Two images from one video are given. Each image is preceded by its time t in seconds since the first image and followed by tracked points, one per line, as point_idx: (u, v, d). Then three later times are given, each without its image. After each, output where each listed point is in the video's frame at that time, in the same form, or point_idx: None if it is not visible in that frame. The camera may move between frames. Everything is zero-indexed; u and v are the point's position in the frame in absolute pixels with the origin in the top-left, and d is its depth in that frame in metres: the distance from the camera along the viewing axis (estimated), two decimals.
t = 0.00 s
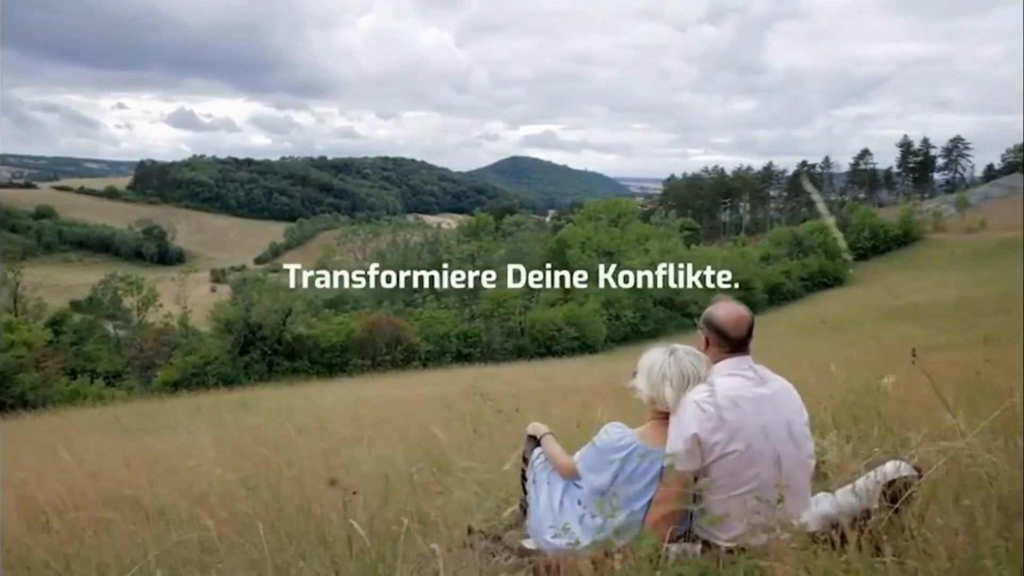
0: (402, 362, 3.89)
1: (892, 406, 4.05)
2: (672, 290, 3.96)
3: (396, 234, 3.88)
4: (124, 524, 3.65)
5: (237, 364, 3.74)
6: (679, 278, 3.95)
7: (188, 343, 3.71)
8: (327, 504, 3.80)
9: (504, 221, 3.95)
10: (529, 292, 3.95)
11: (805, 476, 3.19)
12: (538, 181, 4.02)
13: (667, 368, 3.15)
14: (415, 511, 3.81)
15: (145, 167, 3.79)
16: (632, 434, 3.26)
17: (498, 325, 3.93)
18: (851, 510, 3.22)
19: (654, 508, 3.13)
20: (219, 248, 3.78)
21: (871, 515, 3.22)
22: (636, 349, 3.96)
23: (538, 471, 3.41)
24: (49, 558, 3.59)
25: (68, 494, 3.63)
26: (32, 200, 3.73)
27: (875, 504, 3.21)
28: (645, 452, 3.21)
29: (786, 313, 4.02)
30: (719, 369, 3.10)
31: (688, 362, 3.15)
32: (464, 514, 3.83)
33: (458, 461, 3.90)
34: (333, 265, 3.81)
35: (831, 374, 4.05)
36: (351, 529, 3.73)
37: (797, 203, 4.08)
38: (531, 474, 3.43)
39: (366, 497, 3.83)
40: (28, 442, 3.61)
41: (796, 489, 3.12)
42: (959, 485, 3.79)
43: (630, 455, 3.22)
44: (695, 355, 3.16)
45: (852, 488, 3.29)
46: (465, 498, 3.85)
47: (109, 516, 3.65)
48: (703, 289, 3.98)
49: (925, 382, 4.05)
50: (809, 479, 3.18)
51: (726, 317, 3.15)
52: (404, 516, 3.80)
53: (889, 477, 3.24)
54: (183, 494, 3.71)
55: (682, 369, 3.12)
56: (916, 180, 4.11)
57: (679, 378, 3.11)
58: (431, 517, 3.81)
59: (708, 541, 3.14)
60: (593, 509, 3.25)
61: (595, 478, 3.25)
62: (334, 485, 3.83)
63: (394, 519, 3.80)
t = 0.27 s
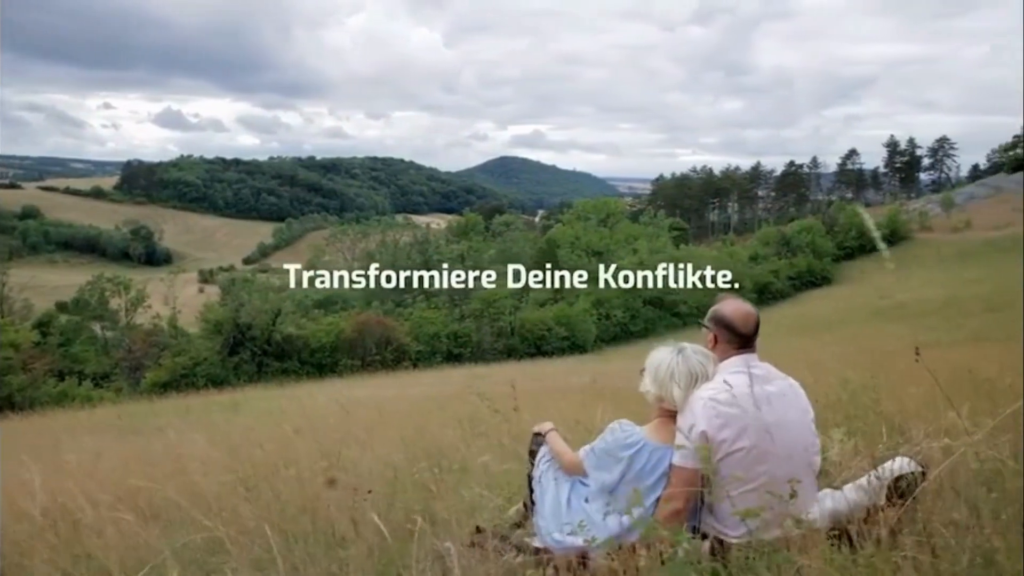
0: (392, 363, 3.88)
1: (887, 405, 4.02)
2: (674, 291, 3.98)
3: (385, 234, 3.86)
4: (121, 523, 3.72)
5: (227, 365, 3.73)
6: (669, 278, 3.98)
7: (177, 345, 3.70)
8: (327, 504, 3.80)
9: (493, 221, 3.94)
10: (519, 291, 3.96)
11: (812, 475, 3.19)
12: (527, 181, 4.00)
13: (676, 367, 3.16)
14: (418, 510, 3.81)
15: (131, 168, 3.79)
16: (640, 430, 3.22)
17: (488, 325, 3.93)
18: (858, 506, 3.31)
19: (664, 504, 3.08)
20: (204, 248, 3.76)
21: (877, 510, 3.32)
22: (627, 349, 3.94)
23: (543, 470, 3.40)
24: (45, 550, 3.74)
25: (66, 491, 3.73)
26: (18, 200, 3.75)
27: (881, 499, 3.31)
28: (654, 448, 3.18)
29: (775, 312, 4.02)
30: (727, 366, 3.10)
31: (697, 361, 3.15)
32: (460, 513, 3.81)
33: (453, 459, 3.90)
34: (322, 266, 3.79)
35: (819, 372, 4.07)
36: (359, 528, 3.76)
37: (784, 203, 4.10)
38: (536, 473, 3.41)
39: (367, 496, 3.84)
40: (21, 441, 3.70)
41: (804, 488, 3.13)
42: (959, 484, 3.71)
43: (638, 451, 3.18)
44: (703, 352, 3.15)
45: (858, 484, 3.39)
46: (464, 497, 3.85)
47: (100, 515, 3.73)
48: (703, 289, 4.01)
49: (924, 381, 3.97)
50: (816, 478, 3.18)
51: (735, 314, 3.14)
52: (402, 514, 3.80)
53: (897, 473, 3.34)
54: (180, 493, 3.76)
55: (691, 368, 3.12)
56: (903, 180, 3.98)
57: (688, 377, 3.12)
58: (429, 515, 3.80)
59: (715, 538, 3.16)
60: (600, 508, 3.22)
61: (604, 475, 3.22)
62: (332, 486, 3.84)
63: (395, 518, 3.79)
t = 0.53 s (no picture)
0: (382, 363, 3.87)
1: (885, 404, 4.04)
2: (673, 291, 3.96)
3: (374, 234, 3.85)
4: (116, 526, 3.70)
5: (216, 366, 3.71)
6: (659, 279, 3.96)
7: (165, 345, 3.69)
8: (327, 504, 3.79)
9: (482, 221, 3.94)
10: (509, 291, 3.95)
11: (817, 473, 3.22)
12: (515, 181, 3.99)
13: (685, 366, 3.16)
14: (419, 508, 3.81)
15: (118, 168, 3.76)
16: (647, 428, 3.25)
17: (478, 325, 3.93)
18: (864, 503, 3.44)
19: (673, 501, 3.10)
20: (191, 249, 3.74)
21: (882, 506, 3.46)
22: (616, 348, 3.97)
23: (550, 469, 3.37)
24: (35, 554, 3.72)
25: (59, 495, 3.71)
26: (3, 200, 3.75)
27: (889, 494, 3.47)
28: (661, 446, 3.21)
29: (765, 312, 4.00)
30: (735, 365, 3.11)
31: (706, 360, 3.15)
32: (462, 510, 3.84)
33: (448, 458, 3.88)
34: (312, 267, 3.78)
35: (809, 371, 4.08)
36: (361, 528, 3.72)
37: (772, 203, 4.12)
38: (543, 472, 3.39)
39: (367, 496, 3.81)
40: (9, 444, 3.68)
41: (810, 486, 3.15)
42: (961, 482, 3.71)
43: (645, 449, 3.21)
44: (712, 352, 3.17)
45: (865, 482, 3.54)
46: (465, 496, 3.86)
47: (90, 517, 3.71)
48: (704, 290, 3.98)
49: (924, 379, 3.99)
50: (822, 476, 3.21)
51: (746, 313, 3.12)
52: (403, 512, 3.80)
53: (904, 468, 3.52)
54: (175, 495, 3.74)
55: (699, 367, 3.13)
56: (889, 181, 4.00)
57: (697, 377, 3.13)
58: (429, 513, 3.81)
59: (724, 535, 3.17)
60: (607, 505, 3.25)
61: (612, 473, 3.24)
62: (331, 486, 3.82)
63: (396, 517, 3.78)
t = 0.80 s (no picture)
0: (372, 363, 3.86)
1: (880, 405, 4.02)
2: (667, 290, 3.99)
3: (364, 235, 3.85)
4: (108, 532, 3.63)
5: (205, 367, 3.70)
6: (649, 278, 4.00)
7: (155, 346, 3.68)
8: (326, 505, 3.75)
9: (472, 221, 3.95)
10: (499, 291, 3.95)
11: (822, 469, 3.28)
12: (505, 181, 4.00)
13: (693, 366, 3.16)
14: (418, 507, 3.79)
15: (105, 168, 3.75)
16: (654, 426, 3.22)
17: (469, 325, 3.93)
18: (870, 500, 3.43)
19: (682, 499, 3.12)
20: (181, 250, 3.74)
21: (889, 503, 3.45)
22: (605, 348, 3.98)
23: (558, 467, 3.35)
24: (21, 559, 3.65)
25: (47, 503, 3.64)
26: None
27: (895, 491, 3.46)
28: (669, 444, 3.19)
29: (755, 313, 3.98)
30: (741, 363, 3.16)
31: (713, 360, 3.15)
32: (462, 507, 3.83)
33: (444, 458, 3.86)
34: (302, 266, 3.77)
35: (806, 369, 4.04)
36: (367, 529, 3.73)
37: (761, 203, 4.13)
38: (551, 470, 3.36)
39: (368, 497, 3.79)
40: None
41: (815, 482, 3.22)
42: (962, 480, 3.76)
43: (654, 448, 3.19)
44: (719, 352, 3.17)
45: (871, 478, 3.52)
46: (463, 495, 3.84)
47: (78, 521, 3.64)
48: (704, 290, 4.00)
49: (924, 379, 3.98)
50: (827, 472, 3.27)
51: (751, 311, 3.19)
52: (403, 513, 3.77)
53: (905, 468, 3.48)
54: (168, 501, 3.67)
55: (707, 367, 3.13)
56: (877, 181, 4.04)
57: (705, 377, 3.12)
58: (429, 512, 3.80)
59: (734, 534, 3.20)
60: (616, 504, 3.22)
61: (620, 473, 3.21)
62: (332, 487, 3.77)
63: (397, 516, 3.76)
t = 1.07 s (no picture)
0: (362, 364, 3.84)
1: (878, 401, 4.03)
2: (656, 291, 4.01)
3: (353, 235, 3.86)
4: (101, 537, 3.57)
5: (194, 368, 3.67)
6: (639, 277, 4.02)
7: (143, 348, 3.65)
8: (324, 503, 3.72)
9: (460, 221, 3.95)
10: (488, 291, 3.96)
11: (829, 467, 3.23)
12: (493, 181, 4.01)
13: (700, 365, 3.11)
14: (418, 510, 3.74)
15: (91, 168, 3.75)
16: (662, 424, 3.21)
17: (459, 325, 3.93)
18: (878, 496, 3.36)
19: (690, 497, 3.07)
20: (168, 251, 3.73)
21: (897, 498, 3.38)
22: (594, 348, 4.00)
23: (564, 465, 3.31)
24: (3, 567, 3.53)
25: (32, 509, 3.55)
26: None
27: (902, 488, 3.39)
28: (676, 443, 3.18)
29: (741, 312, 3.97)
30: (749, 359, 3.13)
31: (721, 359, 3.11)
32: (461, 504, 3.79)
33: (442, 457, 3.84)
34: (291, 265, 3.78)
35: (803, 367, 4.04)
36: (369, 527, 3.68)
37: (750, 203, 4.13)
38: (556, 469, 3.32)
39: (366, 497, 3.75)
40: None
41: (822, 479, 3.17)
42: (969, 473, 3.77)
43: (661, 446, 3.18)
44: (727, 351, 3.14)
45: (876, 474, 3.44)
46: (460, 492, 3.81)
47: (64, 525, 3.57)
48: (693, 289, 4.02)
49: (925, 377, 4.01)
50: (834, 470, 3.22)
51: (757, 309, 3.19)
52: (403, 512, 3.73)
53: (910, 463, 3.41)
54: (163, 501, 3.64)
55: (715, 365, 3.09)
56: (864, 181, 4.06)
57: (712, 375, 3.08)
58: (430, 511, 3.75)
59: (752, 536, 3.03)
60: (624, 501, 3.22)
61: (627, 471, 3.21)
62: (333, 486, 3.75)
63: (398, 516, 3.71)
